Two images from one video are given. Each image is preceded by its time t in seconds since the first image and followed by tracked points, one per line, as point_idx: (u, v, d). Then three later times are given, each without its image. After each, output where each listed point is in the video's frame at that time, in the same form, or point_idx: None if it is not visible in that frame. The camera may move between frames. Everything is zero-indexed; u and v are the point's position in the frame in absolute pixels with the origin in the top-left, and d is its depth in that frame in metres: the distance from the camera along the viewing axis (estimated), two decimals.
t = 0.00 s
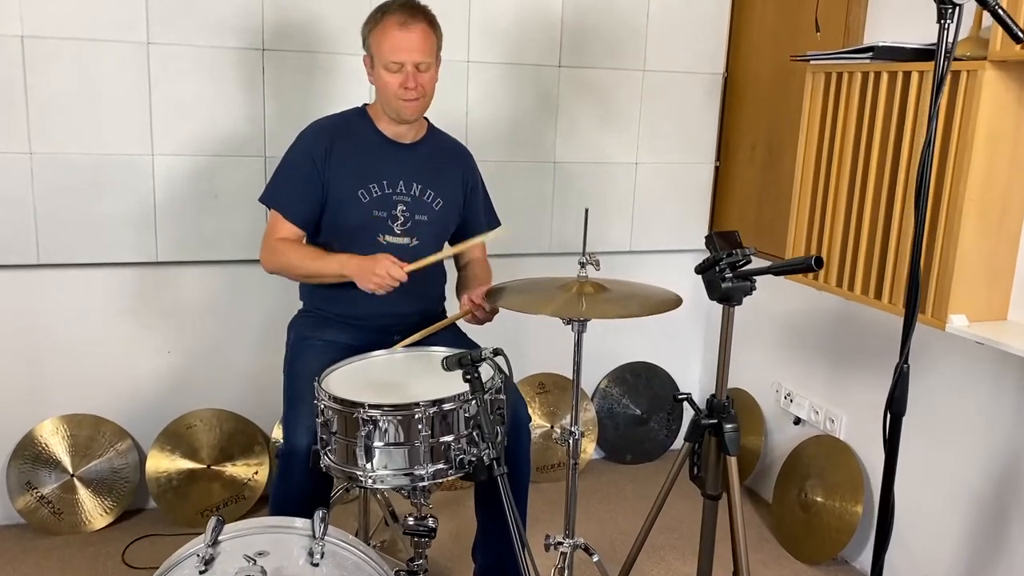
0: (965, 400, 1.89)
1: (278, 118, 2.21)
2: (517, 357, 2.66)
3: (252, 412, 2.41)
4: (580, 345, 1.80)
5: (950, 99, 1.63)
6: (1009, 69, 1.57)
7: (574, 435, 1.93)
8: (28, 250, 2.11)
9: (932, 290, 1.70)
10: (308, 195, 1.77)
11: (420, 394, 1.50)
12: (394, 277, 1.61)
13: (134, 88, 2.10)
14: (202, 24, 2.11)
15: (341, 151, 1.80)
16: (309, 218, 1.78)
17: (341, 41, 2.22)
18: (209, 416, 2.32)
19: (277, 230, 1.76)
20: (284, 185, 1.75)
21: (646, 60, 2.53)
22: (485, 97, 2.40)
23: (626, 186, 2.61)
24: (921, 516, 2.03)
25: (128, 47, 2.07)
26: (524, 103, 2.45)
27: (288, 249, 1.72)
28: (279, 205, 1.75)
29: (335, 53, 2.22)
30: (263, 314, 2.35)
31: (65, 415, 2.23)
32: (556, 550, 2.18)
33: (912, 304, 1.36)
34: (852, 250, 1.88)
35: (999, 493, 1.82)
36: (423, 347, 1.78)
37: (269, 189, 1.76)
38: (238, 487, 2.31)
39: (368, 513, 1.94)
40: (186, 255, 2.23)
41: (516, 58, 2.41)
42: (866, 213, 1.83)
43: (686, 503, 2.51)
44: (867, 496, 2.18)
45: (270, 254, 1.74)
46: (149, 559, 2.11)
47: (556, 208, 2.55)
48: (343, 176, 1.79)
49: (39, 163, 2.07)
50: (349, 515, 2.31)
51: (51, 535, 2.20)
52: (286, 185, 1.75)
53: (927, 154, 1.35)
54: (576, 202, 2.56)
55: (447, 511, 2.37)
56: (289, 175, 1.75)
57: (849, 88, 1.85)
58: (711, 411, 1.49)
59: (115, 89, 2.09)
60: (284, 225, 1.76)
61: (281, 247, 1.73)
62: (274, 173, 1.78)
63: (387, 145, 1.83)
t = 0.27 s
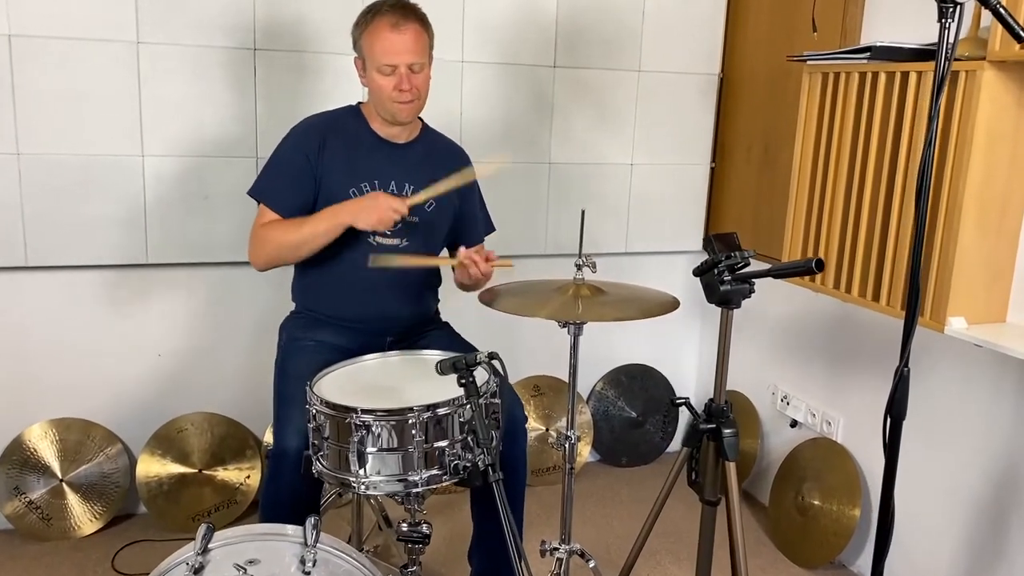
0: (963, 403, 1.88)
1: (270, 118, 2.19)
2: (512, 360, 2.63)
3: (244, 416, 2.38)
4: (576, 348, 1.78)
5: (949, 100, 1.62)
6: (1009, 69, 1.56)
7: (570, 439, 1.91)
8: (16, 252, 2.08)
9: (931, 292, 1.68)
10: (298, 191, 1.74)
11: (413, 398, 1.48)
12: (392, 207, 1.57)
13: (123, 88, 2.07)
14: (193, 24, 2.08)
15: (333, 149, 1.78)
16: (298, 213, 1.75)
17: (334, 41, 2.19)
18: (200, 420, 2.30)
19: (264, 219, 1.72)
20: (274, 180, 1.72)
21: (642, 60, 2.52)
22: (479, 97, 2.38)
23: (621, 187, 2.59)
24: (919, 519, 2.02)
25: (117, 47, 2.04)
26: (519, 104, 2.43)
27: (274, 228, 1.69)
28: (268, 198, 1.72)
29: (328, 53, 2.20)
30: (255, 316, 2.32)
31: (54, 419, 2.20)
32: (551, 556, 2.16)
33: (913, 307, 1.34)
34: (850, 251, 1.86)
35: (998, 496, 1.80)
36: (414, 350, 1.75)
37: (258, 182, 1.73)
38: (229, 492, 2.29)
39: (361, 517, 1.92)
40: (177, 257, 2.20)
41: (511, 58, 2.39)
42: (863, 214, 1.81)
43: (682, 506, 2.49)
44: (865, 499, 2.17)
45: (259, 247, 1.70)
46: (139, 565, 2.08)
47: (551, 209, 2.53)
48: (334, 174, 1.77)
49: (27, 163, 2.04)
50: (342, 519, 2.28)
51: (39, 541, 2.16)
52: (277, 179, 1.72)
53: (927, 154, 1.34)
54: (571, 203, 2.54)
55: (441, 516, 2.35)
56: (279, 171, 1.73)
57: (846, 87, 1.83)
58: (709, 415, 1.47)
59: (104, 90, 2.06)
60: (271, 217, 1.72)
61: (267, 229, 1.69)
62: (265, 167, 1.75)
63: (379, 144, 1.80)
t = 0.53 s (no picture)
0: (962, 405, 1.86)
1: (262, 118, 2.16)
2: (507, 363, 2.61)
3: (235, 419, 2.35)
4: (571, 350, 1.76)
5: (948, 100, 1.60)
6: (1009, 69, 1.54)
7: (566, 443, 1.89)
8: (3, 253, 2.05)
9: (929, 293, 1.66)
10: (290, 198, 1.72)
11: (406, 402, 1.46)
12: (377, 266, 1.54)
13: (112, 87, 2.04)
14: (183, 23, 2.06)
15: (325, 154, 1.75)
16: (291, 220, 1.73)
17: (326, 41, 2.17)
18: (191, 424, 2.27)
19: (257, 228, 1.71)
20: (266, 188, 1.70)
21: (637, 60, 2.50)
22: (473, 97, 2.36)
23: (616, 188, 2.57)
24: (918, 523, 2.00)
25: (106, 46, 2.02)
26: (513, 104, 2.41)
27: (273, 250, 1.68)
28: (260, 206, 1.70)
29: (320, 53, 2.18)
30: (247, 318, 2.30)
31: (43, 423, 2.17)
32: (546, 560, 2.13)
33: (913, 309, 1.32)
34: (847, 253, 1.85)
35: (998, 499, 1.79)
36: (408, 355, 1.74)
37: (249, 189, 1.71)
38: (221, 496, 2.26)
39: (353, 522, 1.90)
40: (167, 258, 2.17)
41: (505, 57, 2.37)
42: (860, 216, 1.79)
43: (679, 509, 2.47)
44: (862, 503, 2.15)
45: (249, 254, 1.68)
46: (129, 570, 2.05)
47: (546, 210, 2.51)
48: (327, 179, 1.74)
49: (14, 164, 2.01)
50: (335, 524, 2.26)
51: (27, 546, 2.13)
52: (269, 183, 1.70)
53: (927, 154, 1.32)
54: (567, 204, 2.52)
55: (435, 520, 2.32)
56: (271, 175, 1.70)
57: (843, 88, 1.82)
58: (706, 419, 1.45)
59: (92, 89, 2.03)
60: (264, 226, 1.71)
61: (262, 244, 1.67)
62: (256, 173, 1.73)
63: (373, 147, 1.78)
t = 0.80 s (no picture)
0: (962, 409, 1.84)
1: (255, 119, 2.14)
2: (503, 365, 2.59)
3: (228, 423, 2.33)
4: (568, 352, 1.74)
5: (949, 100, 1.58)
6: (1010, 68, 1.52)
7: (562, 448, 1.87)
8: None
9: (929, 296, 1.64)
10: (287, 188, 1.68)
11: (400, 406, 1.44)
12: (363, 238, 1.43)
13: (102, 87, 2.01)
14: (175, 22, 2.03)
15: (321, 146, 1.72)
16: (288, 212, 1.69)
17: (320, 40, 2.15)
18: (184, 428, 2.24)
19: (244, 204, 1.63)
20: (263, 177, 1.65)
21: (634, 60, 2.48)
22: (468, 97, 2.34)
23: (613, 189, 2.55)
24: (918, 527, 1.98)
25: (96, 45, 1.99)
26: (509, 104, 2.39)
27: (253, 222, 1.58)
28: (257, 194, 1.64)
29: (314, 52, 2.15)
30: (240, 321, 2.27)
31: (33, 427, 2.14)
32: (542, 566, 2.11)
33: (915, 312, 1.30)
34: (847, 253, 1.82)
35: (999, 504, 1.77)
36: (403, 356, 1.71)
37: (244, 179, 1.65)
38: (213, 501, 2.24)
39: (347, 526, 1.87)
40: (159, 260, 2.15)
41: (501, 57, 2.35)
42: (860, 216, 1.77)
43: (676, 513, 2.45)
44: (861, 507, 2.13)
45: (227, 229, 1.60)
46: None
47: (542, 212, 2.48)
48: (323, 172, 1.71)
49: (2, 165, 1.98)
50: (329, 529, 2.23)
51: (17, 552, 2.10)
52: (266, 172, 1.65)
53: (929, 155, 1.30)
54: (563, 206, 2.50)
55: (431, 524, 2.30)
56: (268, 165, 1.66)
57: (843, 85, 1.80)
58: (706, 424, 1.43)
59: (82, 89, 2.00)
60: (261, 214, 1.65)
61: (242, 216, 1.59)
62: (250, 164, 1.68)
63: (371, 141, 1.76)
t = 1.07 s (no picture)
0: (963, 414, 1.82)
1: (248, 120, 2.11)
2: (500, 369, 2.57)
3: (222, 428, 2.31)
4: (565, 357, 1.73)
5: (951, 101, 1.56)
6: (1012, 70, 1.50)
7: (559, 455, 1.85)
8: None
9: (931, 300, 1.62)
10: (273, 202, 1.67)
11: (393, 413, 1.41)
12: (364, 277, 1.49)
13: (93, 88, 1.99)
14: (167, 22, 2.01)
15: (309, 156, 1.71)
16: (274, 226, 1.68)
17: (314, 41, 2.13)
18: (177, 432, 2.22)
19: (230, 228, 1.63)
20: (248, 190, 1.64)
21: (632, 61, 2.46)
22: (465, 98, 2.32)
23: (611, 191, 2.53)
24: (919, 533, 1.96)
25: (87, 45, 1.96)
26: (506, 105, 2.36)
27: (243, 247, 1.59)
28: (240, 210, 1.63)
29: (308, 53, 2.13)
30: (233, 324, 2.25)
31: (24, 432, 2.11)
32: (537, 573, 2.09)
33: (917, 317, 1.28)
34: (846, 257, 1.80)
35: (1001, 510, 1.74)
36: (397, 362, 1.69)
37: (229, 193, 1.65)
38: (206, 506, 2.21)
39: (341, 533, 1.84)
40: (152, 263, 2.12)
41: (497, 58, 2.32)
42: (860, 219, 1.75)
43: (674, 518, 2.43)
44: (861, 513, 2.11)
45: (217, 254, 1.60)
46: None
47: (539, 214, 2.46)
48: (311, 183, 1.70)
49: None
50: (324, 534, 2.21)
51: (6, 558, 2.06)
52: (250, 184, 1.64)
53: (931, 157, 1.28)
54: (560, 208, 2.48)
55: (426, 530, 2.27)
56: (253, 178, 1.65)
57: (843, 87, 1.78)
58: (705, 431, 1.41)
59: (73, 90, 1.98)
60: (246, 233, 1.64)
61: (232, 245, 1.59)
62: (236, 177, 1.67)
63: (358, 150, 1.75)
